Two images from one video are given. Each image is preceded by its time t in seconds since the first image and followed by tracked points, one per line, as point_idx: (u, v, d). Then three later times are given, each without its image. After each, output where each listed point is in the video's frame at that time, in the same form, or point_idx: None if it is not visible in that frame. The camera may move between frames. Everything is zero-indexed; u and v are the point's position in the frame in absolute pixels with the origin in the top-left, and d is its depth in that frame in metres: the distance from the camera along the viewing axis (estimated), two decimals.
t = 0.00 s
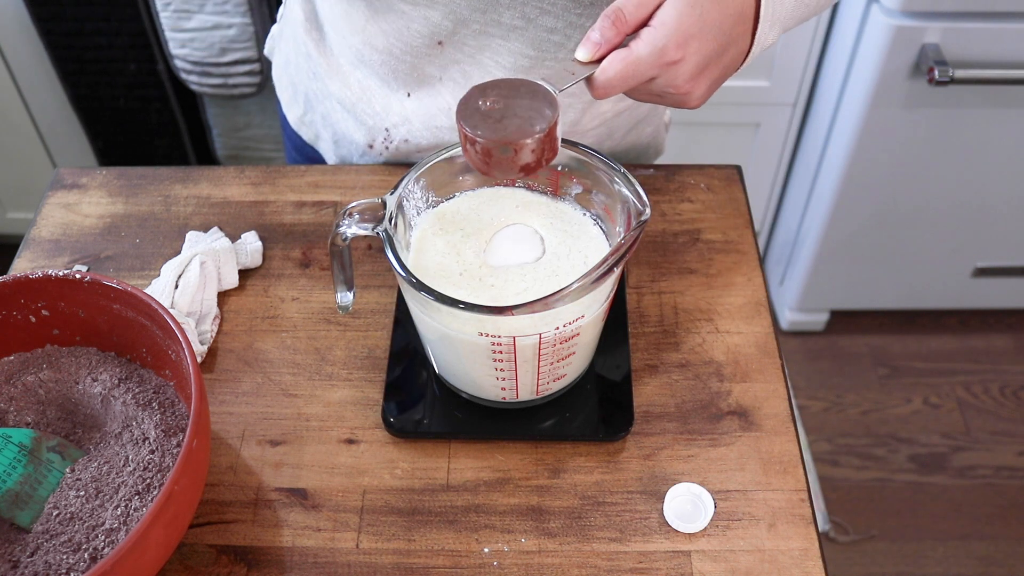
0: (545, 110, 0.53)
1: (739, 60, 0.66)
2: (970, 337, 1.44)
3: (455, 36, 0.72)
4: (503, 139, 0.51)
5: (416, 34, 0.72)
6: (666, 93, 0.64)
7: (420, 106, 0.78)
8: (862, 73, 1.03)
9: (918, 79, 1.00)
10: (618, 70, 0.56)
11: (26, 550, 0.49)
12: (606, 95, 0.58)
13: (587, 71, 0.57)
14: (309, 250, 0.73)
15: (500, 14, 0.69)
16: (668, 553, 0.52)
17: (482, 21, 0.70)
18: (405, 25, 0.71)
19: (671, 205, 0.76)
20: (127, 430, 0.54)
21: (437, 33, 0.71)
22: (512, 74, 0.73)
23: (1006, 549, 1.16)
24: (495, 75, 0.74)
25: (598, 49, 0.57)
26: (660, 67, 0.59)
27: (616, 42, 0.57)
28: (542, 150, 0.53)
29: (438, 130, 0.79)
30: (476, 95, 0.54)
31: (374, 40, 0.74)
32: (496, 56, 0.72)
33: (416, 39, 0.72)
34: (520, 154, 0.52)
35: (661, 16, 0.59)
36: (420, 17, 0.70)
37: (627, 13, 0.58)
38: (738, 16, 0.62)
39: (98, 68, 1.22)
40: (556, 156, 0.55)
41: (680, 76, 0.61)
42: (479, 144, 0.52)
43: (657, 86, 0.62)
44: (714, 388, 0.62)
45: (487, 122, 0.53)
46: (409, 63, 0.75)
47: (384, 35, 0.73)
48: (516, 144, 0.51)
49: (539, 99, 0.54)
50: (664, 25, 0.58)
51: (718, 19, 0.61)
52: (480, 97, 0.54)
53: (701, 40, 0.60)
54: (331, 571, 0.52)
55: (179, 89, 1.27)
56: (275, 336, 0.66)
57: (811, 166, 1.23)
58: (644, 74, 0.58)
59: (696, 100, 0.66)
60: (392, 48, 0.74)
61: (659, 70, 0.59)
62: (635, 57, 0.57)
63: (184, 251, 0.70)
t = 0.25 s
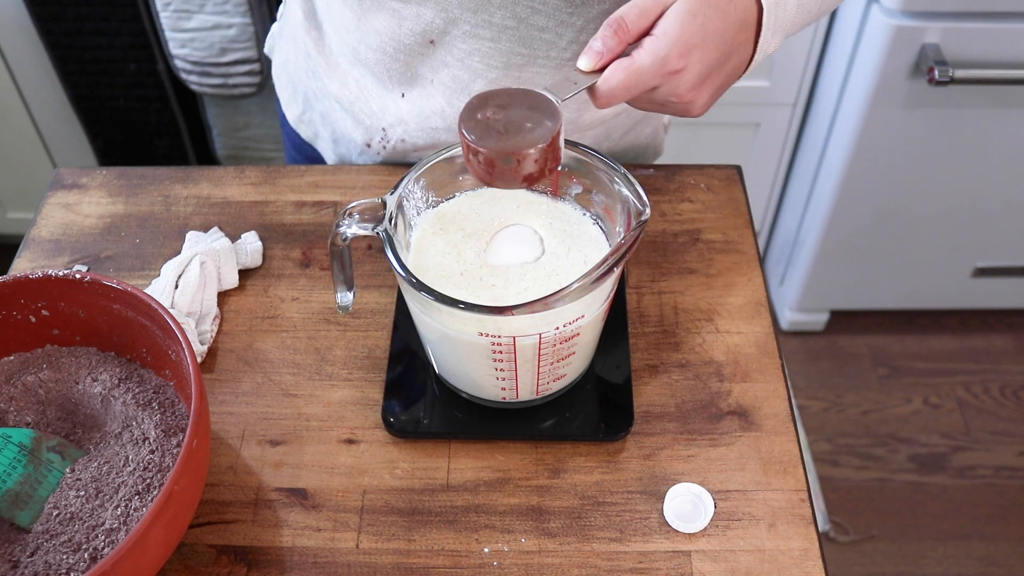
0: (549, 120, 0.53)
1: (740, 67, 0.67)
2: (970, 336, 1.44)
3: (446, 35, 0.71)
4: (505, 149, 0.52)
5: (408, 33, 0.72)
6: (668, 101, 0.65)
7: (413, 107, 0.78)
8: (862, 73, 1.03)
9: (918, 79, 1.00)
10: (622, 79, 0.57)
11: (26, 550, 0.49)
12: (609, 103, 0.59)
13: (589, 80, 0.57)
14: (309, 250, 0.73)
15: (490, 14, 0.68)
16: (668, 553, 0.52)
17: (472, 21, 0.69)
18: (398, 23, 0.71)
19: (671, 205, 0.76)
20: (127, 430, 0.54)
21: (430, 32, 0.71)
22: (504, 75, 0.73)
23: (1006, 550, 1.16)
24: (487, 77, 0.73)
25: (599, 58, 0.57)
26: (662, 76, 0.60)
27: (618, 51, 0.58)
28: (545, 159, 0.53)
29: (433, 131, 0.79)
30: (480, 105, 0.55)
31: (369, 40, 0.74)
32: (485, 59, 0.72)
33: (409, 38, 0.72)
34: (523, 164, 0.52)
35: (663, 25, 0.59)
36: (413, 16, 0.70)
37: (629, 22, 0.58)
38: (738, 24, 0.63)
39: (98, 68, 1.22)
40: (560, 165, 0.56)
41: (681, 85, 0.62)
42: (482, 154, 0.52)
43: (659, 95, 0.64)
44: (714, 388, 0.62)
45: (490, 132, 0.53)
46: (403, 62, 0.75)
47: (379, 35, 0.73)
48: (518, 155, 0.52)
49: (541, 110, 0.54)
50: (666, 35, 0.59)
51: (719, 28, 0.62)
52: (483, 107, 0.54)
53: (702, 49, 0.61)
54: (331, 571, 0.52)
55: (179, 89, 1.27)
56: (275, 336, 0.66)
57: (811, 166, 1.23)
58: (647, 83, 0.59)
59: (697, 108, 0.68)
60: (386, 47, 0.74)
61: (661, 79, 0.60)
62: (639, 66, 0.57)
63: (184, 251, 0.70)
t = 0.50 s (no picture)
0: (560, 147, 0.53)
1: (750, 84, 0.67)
2: (970, 336, 1.44)
3: (448, 37, 0.71)
4: (516, 175, 0.52)
5: (410, 34, 0.72)
6: (678, 123, 0.66)
7: (416, 106, 0.78)
8: (862, 73, 1.03)
9: (918, 79, 1.00)
10: (629, 105, 0.58)
11: (26, 550, 0.49)
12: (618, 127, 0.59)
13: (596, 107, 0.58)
14: (309, 250, 0.73)
15: (493, 15, 0.68)
16: (668, 553, 0.52)
17: (474, 22, 0.69)
18: (401, 24, 0.72)
19: (671, 205, 0.76)
20: (127, 430, 0.54)
21: (431, 33, 0.71)
22: (506, 75, 0.73)
23: (1006, 550, 1.16)
24: (490, 75, 0.73)
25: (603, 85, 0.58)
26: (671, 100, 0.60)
27: (624, 77, 0.58)
28: (557, 183, 0.53)
29: (435, 130, 0.78)
30: (490, 133, 0.55)
31: (371, 40, 0.74)
32: (488, 57, 0.72)
33: (411, 39, 0.72)
34: (534, 188, 0.52)
35: (670, 50, 0.59)
36: (415, 16, 0.70)
37: (634, 48, 0.58)
38: (745, 44, 0.63)
39: (98, 68, 1.22)
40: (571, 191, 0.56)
41: (691, 109, 0.63)
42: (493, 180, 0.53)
43: (669, 118, 0.64)
44: (714, 388, 0.62)
45: (499, 161, 0.54)
46: (405, 62, 0.75)
47: (381, 34, 0.73)
48: (529, 180, 0.52)
49: (550, 137, 0.55)
50: (673, 60, 0.59)
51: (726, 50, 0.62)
52: (491, 138, 0.55)
53: (711, 73, 0.61)
54: (331, 571, 0.52)
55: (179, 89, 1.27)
56: (275, 336, 0.66)
57: (811, 166, 1.23)
58: (655, 108, 0.60)
59: (707, 126, 0.68)
60: (387, 47, 0.74)
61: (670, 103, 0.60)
62: (646, 93, 0.58)
63: (184, 250, 0.70)
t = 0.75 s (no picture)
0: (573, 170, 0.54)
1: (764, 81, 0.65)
2: (970, 336, 1.44)
3: (450, 38, 0.71)
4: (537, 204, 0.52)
5: (412, 35, 0.72)
6: (707, 134, 0.63)
7: (418, 106, 0.79)
8: (862, 73, 1.03)
9: (918, 79, 1.00)
10: (642, 123, 0.57)
11: (26, 550, 0.49)
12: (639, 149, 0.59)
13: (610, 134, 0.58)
14: (308, 250, 0.73)
15: (494, 15, 0.68)
16: (668, 553, 0.52)
17: (474, 23, 0.69)
18: (403, 24, 0.72)
19: (671, 205, 0.76)
20: (127, 430, 0.54)
21: (432, 33, 0.71)
22: (507, 74, 0.73)
23: (1006, 550, 1.16)
24: (491, 73, 0.74)
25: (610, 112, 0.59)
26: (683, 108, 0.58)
27: (629, 99, 0.59)
28: (579, 204, 0.53)
29: (436, 129, 0.78)
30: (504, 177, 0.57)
31: (372, 40, 0.74)
32: (491, 55, 0.73)
33: (412, 40, 0.72)
34: (555, 214, 0.52)
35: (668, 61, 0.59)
36: (417, 15, 0.71)
37: (632, 71, 0.59)
38: (742, 37, 0.61)
39: (98, 68, 1.22)
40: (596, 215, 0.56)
41: (713, 113, 0.60)
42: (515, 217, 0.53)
43: (698, 131, 0.62)
44: (714, 388, 0.62)
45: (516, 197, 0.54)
46: (405, 63, 0.75)
47: (383, 35, 0.73)
48: (550, 205, 0.52)
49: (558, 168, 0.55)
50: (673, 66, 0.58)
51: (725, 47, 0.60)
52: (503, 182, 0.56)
53: (717, 70, 0.59)
54: (331, 571, 0.52)
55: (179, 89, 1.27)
56: (275, 336, 0.66)
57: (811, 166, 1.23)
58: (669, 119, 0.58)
59: (733, 128, 0.65)
60: (388, 48, 0.74)
61: (684, 109, 0.58)
62: (654, 107, 0.57)
63: (184, 251, 0.70)
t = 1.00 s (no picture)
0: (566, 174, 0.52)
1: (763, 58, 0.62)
2: (970, 336, 1.44)
3: (450, 38, 0.72)
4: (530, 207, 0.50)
5: (412, 34, 0.72)
6: (718, 124, 0.61)
7: (419, 105, 0.79)
8: (862, 73, 1.03)
9: (918, 79, 1.00)
10: (634, 123, 0.57)
11: (26, 550, 0.49)
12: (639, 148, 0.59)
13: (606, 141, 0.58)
14: (309, 250, 0.73)
15: (494, 14, 0.68)
16: (668, 553, 0.52)
17: (474, 22, 0.69)
18: (404, 24, 0.72)
19: (671, 205, 0.76)
20: (127, 430, 0.54)
21: (432, 33, 0.71)
22: (508, 72, 0.73)
23: (1006, 550, 1.16)
24: (492, 70, 0.74)
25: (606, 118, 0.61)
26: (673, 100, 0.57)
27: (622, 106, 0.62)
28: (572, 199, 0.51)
29: (437, 128, 0.78)
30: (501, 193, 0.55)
31: (372, 40, 0.74)
32: (492, 53, 0.73)
33: (412, 41, 0.73)
34: (547, 213, 0.50)
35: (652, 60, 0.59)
36: (418, 15, 0.71)
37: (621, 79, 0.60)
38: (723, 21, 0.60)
39: (98, 68, 1.22)
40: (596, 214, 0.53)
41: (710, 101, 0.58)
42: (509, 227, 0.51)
43: (705, 122, 0.60)
44: (714, 388, 0.62)
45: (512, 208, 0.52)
46: (405, 63, 0.75)
47: (384, 35, 0.73)
48: (539, 205, 0.50)
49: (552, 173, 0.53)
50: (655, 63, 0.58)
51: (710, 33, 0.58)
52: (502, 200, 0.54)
53: (704, 57, 0.58)
54: (331, 571, 0.52)
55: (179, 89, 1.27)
56: (275, 336, 0.66)
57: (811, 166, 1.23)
58: (660, 113, 0.57)
59: (740, 118, 0.61)
60: (389, 47, 0.74)
61: (674, 101, 0.57)
62: (641, 105, 0.57)
63: (184, 251, 0.70)
